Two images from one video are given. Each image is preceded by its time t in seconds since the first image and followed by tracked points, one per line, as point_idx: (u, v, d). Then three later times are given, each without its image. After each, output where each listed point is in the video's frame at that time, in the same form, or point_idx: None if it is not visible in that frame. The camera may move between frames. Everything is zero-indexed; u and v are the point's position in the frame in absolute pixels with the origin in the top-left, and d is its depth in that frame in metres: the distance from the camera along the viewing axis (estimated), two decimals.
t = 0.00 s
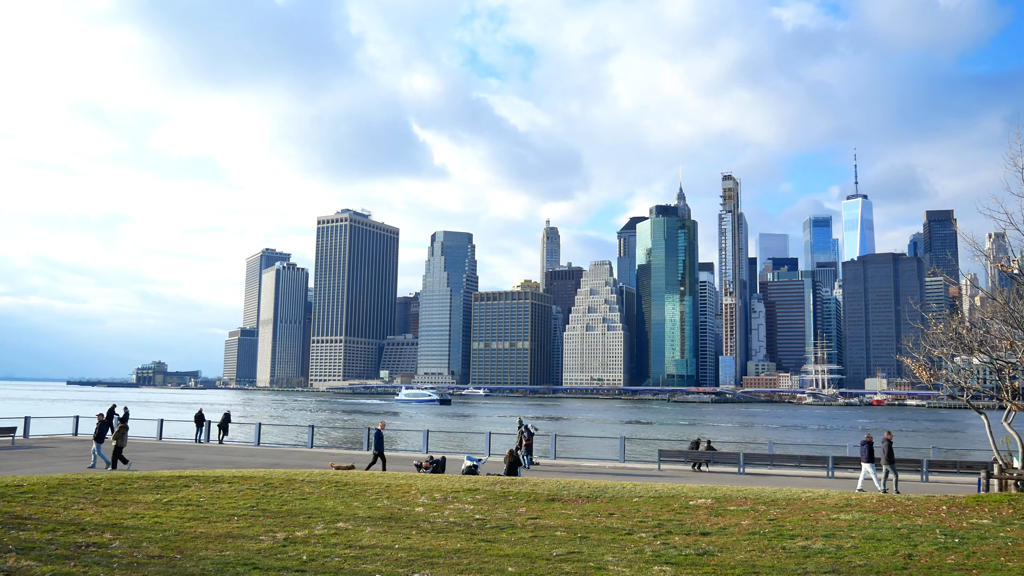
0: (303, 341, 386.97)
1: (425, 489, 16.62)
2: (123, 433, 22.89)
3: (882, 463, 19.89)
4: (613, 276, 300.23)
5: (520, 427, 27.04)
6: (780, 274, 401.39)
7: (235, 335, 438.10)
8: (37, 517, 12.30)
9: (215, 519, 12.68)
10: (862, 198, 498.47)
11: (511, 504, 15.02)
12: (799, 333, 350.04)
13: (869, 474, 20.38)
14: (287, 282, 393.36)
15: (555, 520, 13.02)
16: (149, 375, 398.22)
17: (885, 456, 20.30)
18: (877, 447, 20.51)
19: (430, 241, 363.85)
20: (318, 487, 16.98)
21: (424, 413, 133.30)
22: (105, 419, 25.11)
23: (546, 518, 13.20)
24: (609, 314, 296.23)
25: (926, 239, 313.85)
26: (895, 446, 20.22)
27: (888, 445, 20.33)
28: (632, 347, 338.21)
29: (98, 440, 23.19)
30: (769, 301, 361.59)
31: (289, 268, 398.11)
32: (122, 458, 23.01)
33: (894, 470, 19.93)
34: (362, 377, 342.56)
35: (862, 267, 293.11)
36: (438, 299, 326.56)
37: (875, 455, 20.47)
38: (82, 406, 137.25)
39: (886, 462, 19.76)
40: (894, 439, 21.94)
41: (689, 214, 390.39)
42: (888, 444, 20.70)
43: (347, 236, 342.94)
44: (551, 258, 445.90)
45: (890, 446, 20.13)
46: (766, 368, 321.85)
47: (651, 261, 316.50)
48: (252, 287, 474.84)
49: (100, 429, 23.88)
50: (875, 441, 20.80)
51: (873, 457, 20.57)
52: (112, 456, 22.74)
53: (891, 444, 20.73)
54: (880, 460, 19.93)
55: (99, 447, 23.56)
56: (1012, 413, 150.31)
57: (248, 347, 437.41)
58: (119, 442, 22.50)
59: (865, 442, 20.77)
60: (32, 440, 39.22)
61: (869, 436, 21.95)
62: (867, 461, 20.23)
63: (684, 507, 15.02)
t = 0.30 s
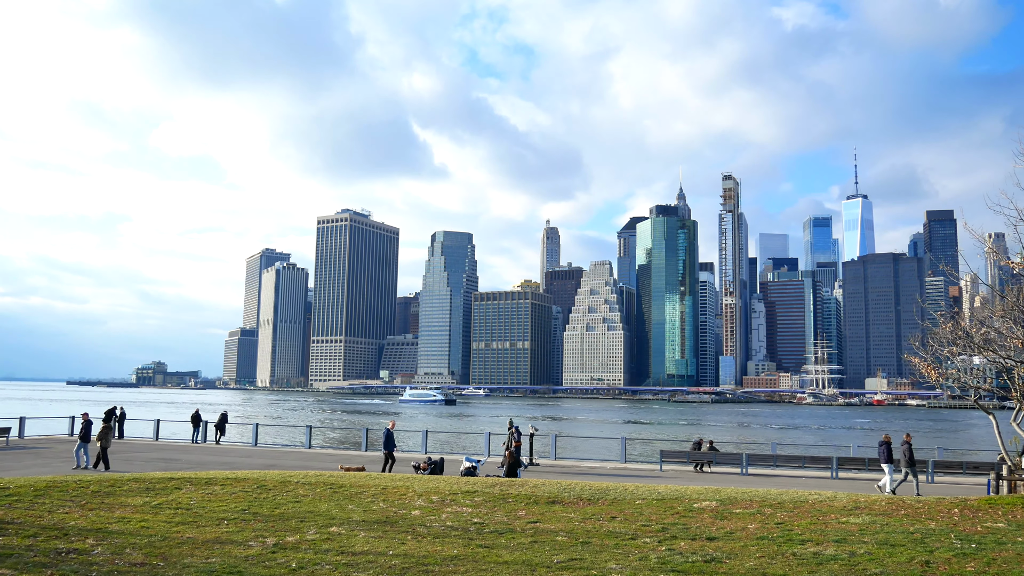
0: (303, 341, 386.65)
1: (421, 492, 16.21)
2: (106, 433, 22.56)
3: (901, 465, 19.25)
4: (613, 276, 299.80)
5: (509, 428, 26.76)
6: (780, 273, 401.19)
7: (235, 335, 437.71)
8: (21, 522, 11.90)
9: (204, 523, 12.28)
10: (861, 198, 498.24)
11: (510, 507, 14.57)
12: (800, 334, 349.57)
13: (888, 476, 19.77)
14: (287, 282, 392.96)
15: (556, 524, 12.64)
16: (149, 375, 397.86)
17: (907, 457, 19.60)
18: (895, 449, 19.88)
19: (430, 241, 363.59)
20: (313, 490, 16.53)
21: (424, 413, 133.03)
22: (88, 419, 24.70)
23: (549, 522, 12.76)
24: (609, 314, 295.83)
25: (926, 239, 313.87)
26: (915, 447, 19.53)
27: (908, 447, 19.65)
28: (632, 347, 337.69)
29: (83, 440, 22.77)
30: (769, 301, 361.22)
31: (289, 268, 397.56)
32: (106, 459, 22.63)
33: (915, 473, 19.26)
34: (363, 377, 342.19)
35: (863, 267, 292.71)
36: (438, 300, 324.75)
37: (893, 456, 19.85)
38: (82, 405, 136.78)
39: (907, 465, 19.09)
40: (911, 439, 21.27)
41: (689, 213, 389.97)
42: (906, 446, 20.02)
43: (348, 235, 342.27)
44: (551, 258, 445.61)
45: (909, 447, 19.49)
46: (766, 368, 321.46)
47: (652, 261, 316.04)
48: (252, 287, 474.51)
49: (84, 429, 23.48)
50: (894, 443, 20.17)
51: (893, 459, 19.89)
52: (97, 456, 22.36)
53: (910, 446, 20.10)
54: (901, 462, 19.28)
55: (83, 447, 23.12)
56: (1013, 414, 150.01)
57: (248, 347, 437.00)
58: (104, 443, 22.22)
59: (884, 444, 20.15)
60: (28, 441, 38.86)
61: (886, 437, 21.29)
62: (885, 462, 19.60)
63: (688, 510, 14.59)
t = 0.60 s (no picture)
0: (303, 341, 386.35)
1: (419, 494, 15.84)
2: (90, 434, 22.16)
3: (922, 465, 18.67)
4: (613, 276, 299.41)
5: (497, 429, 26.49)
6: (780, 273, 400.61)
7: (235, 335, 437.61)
8: (2, 528, 11.51)
9: (190, 528, 11.81)
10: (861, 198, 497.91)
11: (510, 510, 14.16)
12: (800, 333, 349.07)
13: (904, 477, 19.24)
14: (287, 282, 392.56)
15: (556, 528, 12.25)
16: (149, 375, 398.03)
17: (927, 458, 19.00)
18: (911, 448, 19.39)
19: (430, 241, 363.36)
20: (309, 493, 16.04)
21: (424, 413, 132.50)
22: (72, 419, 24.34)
23: (548, 527, 12.33)
24: (609, 314, 295.45)
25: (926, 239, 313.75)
26: (935, 447, 18.95)
27: (925, 445, 19.12)
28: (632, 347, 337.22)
29: (65, 440, 22.33)
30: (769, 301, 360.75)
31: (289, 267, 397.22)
32: (88, 461, 22.28)
33: (934, 475, 18.67)
34: (363, 377, 341.91)
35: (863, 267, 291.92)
36: (438, 300, 324.85)
37: (909, 456, 19.37)
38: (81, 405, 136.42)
39: (926, 465, 18.54)
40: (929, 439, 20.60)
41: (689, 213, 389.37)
42: (925, 445, 19.42)
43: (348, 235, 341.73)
44: (551, 258, 445.20)
45: (929, 446, 18.94)
46: (766, 368, 320.97)
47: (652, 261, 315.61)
48: (252, 287, 474.26)
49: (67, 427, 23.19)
50: (912, 444, 19.61)
51: (910, 458, 19.33)
52: (80, 458, 22.00)
53: (930, 445, 19.51)
54: (920, 462, 18.74)
55: (65, 447, 22.71)
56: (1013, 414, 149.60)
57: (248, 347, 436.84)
58: (87, 442, 21.90)
59: (902, 444, 19.61)
60: (23, 441, 38.54)
61: (902, 436, 20.74)
62: (902, 461, 19.11)
63: (691, 513, 14.20)
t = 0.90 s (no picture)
0: (303, 342, 385.85)
1: (418, 494, 15.46)
2: (77, 431, 21.67)
3: (940, 467, 18.25)
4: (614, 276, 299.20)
5: (488, 429, 26.20)
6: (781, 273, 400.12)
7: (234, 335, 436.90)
8: None
9: (181, 531, 11.42)
10: (861, 198, 497.87)
11: (510, 512, 13.74)
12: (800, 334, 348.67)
13: (922, 478, 18.84)
14: (287, 282, 392.04)
15: (560, 530, 11.85)
16: (148, 375, 397.40)
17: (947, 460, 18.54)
18: (931, 450, 18.91)
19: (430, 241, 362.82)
20: (304, 494, 15.64)
21: (424, 414, 132.07)
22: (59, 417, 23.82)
23: (551, 529, 11.95)
24: (609, 314, 294.99)
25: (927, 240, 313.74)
26: (954, 449, 18.52)
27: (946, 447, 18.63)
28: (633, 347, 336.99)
29: (50, 440, 21.86)
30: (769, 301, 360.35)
31: (289, 268, 396.71)
32: (75, 460, 21.80)
33: (952, 476, 18.30)
34: (362, 377, 341.40)
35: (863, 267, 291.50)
36: (438, 300, 324.73)
37: (928, 458, 18.87)
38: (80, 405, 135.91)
39: (945, 468, 18.10)
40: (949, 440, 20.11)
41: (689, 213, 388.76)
42: (946, 447, 18.95)
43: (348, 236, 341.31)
44: (551, 258, 444.66)
45: (948, 448, 18.52)
46: (766, 368, 320.59)
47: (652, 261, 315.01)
48: (251, 287, 473.49)
49: (54, 426, 22.69)
50: (931, 445, 19.13)
51: (928, 460, 18.90)
52: (67, 456, 21.52)
53: (950, 446, 19.04)
54: (938, 464, 18.35)
55: (52, 447, 22.23)
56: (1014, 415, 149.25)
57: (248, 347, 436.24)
58: (74, 441, 21.38)
59: (919, 445, 19.15)
60: (16, 442, 38.10)
61: (921, 438, 20.23)
62: (921, 463, 18.65)
63: (698, 514, 13.79)
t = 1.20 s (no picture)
0: (303, 342, 385.26)
1: (415, 496, 15.05)
2: (58, 433, 21.13)
3: (961, 467, 17.80)
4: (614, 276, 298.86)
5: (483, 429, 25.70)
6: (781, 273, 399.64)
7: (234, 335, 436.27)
8: None
9: (170, 536, 10.95)
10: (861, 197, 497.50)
11: (511, 513, 13.33)
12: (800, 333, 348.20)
13: (946, 479, 18.33)
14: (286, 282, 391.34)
15: (562, 533, 11.45)
16: (148, 375, 396.78)
17: (970, 460, 18.03)
18: (952, 451, 18.40)
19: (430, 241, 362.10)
20: (299, 496, 15.20)
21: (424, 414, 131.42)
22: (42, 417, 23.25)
23: (552, 533, 11.53)
24: (609, 314, 294.46)
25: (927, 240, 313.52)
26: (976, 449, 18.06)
27: (969, 447, 18.10)
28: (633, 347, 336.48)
29: (32, 440, 21.34)
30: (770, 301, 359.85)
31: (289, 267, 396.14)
32: (58, 460, 21.28)
33: (977, 478, 17.82)
34: (362, 377, 340.79)
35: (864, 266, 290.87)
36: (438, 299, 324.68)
37: (950, 458, 18.34)
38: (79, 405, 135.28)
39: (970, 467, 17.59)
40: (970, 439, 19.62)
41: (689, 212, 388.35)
42: (968, 448, 18.40)
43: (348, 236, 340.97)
44: (551, 258, 444.07)
45: (971, 448, 18.09)
46: (767, 368, 320.13)
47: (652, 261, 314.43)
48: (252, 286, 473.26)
49: (36, 427, 22.15)
50: (952, 445, 18.62)
51: (950, 462, 18.37)
52: (49, 457, 21.00)
53: (970, 446, 18.57)
54: (960, 464, 17.89)
55: (32, 448, 21.70)
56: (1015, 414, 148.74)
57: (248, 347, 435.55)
58: (55, 442, 20.85)
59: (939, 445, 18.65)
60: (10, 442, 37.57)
61: (940, 437, 19.78)
62: (942, 465, 18.12)
63: (704, 517, 13.32)
